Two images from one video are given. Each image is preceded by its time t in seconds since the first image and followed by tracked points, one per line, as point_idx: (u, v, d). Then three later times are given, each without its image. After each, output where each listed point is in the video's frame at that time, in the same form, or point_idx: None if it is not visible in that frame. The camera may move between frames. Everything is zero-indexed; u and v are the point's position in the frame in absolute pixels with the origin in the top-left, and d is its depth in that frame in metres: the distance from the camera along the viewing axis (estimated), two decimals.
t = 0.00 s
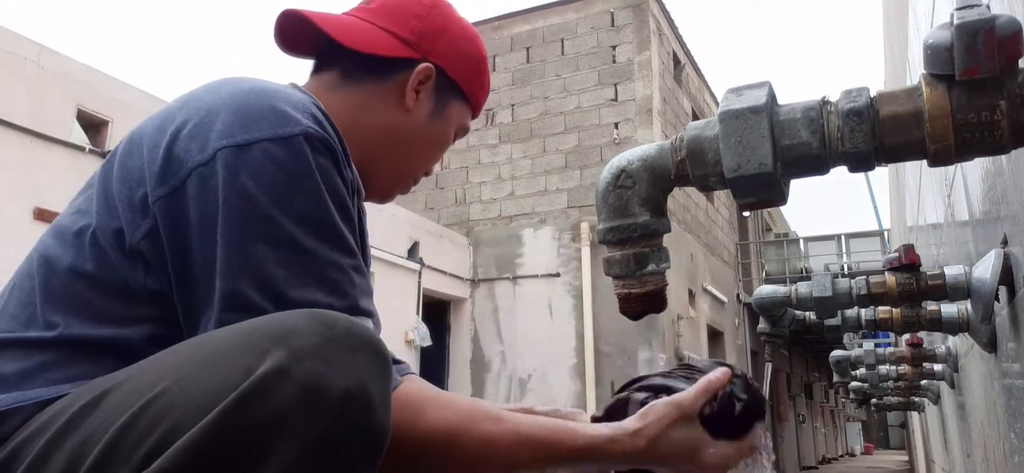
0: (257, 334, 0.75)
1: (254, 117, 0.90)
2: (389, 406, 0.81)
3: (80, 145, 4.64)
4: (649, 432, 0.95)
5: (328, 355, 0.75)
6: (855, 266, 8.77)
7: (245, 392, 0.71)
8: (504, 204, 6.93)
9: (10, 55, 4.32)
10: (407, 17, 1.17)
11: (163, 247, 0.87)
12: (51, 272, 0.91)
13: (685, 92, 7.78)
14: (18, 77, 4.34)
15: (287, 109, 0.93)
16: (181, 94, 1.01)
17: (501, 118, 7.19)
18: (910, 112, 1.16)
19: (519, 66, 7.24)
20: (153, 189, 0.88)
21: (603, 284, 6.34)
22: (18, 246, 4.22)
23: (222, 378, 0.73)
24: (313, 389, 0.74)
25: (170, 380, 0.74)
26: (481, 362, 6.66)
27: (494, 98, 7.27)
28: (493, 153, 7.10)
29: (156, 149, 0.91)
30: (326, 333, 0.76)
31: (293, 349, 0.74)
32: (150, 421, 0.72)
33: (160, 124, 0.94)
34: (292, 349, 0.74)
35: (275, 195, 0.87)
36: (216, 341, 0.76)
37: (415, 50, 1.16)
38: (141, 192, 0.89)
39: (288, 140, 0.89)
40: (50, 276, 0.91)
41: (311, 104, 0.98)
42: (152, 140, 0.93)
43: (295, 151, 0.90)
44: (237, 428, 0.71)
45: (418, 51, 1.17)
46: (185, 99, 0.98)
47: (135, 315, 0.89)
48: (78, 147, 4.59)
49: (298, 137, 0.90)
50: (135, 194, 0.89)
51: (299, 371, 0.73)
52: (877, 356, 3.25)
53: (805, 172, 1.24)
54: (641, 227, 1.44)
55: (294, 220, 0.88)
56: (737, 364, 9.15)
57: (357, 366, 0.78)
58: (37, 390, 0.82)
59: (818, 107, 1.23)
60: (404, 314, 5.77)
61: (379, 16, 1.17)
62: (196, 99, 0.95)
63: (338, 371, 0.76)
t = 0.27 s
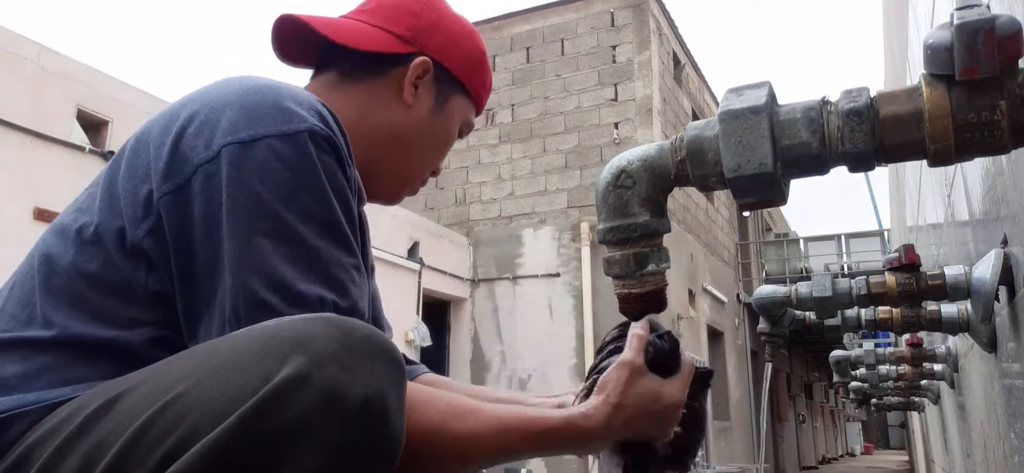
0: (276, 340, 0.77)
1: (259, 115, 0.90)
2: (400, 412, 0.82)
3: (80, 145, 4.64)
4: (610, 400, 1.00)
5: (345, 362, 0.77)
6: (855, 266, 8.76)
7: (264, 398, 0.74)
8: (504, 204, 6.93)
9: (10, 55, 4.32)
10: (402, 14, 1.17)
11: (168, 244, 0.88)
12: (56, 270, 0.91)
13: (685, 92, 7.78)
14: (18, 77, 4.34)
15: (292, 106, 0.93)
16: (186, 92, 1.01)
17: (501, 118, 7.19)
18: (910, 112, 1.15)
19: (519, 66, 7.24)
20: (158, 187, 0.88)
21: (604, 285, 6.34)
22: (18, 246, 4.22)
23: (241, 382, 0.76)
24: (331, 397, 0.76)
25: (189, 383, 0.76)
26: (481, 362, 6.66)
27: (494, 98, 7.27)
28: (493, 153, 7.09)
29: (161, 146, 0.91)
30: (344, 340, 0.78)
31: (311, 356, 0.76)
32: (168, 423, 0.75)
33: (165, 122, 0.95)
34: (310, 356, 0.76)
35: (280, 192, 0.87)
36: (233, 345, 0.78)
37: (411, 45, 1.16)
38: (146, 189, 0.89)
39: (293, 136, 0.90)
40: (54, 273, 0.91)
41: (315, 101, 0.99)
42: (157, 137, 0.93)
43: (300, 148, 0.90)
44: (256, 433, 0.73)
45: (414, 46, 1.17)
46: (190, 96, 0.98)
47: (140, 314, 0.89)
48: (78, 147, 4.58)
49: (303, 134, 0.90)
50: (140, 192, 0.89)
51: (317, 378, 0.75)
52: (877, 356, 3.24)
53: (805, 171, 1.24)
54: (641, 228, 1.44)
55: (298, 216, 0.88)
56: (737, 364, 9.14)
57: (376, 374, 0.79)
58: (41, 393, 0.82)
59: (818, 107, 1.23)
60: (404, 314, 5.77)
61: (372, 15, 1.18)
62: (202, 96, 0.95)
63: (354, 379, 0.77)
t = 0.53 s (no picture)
0: (293, 341, 0.78)
1: (263, 110, 0.90)
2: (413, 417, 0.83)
3: (80, 145, 4.64)
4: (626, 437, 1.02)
5: (361, 365, 0.78)
6: (855, 266, 8.76)
7: (282, 399, 0.74)
8: (504, 204, 6.93)
9: (10, 55, 4.32)
10: (389, 11, 1.20)
11: (171, 239, 0.87)
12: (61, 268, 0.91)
13: (685, 92, 7.78)
14: (18, 77, 4.33)
15: (296, 102, 0.93)
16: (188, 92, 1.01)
17: (501, 118, 7.19)
18: (910, 112, 1.16)
19: (519, 66, 7.24)
20: (160, 181, 0.87)
21: (604, 285, 6.34)
22: (18, 246, 4.22)
23: (257, 383, 0.76)
24: (348, 399, 0.77)
25: (203, 384, 0.77)
26: (481, 362, 6.66)
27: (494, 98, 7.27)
28: (493, 153, 7.10)
29: (163, 143, 0.91)
30: (359, 342, 0.79)
31: (328, 358, 0.77)
32: (184, 423, 0.75)
33: (168, 120, 0.95)
34: (327, 358, 0.77)
35: (284, 184, 0.86)
36: (247, 346, 0.78)
37: (399, 37, 1.18)
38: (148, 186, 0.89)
39: (298, 132, 0.90)
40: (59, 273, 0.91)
41: (319, 98, 0.98)
42: (159, 135, 0.93)
43: (304, 143, 0.90)
44: (273, 434, 0.74)
45: (402, 38, 1.18)
46: (192, 95, 0.98)
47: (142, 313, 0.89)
48: (78, 147, 4.59)
49: (307, 130, 0.91)
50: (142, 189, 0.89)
51: (335, 380, 0.77)
52: (877, 355, 3.25)
53: (805, 172, 1.24)
54: (640, 227, 1.44)
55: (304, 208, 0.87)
56: (737, 364, 9.14)
57: (391, 377, 0.80)
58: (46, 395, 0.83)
59: (818, 107, 1.23)
60: (404, 314, 5.77)
61: (364, 16, 1.22)
62: (204, 94, 0.95)
63: (369, 381, 0.78)
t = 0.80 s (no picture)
0: (282, 341, 0.77)
1: (279, 102, 0.91)
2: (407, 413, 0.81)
3: (80, 145, 4.64)
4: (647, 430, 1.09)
5: (353, 363, 0.77)
6: (855, 266, 8.76)
7: (271, 400, 0.74)
8: (504, 204, 6.93)
9: (10, 55, 4.32)
10: (394, 18, 1.22)
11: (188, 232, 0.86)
12: (64, 268, 0.90)
13: (685, 92, 7.78)
14: (18, 77, 4.33)
15: (311, 93, 0.94)
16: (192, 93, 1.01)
17: (501, 118, 7.19)
18: (910, 112, 1.15)
19: (519, 66, 7.24)
20: (176, 174, 0.87)
21: (603, 285, 6.34)
22: (18, 246, 4.22)
23: (248, 383, 0.76)
24: (338, 398, 0.75)
25: (194, 384, 0.77)
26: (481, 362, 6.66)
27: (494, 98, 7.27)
28: (493, 153, 7.10)
29: (175, 137, 0.91)
30: (350, 339, 0.78)
31: (318, 357, 0.76)
32: (174, 425, 0.75)
33: (179, 115, 0.95)
34: (317, 357, 0.76)
35: (306, 169, 0.87)
36: (239, 346, 0.78)
37: (403, 41, 1.19)
38: (162, 178, 0.88)
39: (315, 119, 0.91)
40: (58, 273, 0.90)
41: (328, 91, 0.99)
42: (170, 130, 0.93)
43: (322, 131, 0.91)
44: (263, 435, 0.73)
45: (406, 43, 1.19)
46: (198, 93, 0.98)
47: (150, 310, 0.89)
48: (78, 147, 4.59)
49: (323, 117, 0.92)
50: (156, 182, 0.88)
51: (324, 379, 0.75)
52: (877, 356, 3.25)
53: (805, 171, 1.24)
54: (641, 228, 1.44)
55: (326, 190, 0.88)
56: (738, 364, 9.14)
57: (384, 374, 0.79)
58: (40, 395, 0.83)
59: (818, 107, 1.23)
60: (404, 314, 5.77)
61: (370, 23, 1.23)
62: (213, 90, 0.96)
63: (361, 380, 0.77)
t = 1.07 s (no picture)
0: (282, 338, 0.78)
1: (294, 83, 0.99)
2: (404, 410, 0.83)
3: (80, 145, 4.66)
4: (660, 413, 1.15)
5: (352, 361, 0.78)
6: (855, 266, 8.76)
7: (273, 395, 0.75)
8: (504, 204, 6.93)
9: (10, 55, 4.32)
10: (399, 29, 1.21)
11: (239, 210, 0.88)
12: (90, 281, 0.90)
13: (685, 92, 7.78)
14: (18, 77, 4.34)
15: (319, 74, 1.03)
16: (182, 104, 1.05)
17: (501, 118, 7.19)
18: (910, 112, 1.15)
19: (519, 66, 7.24)
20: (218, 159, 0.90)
21: (603, 285, 6.34)
22: (18, 246, 4.22)
23: (247, 380, 0.77)
24: (338, 394, 0.77)
25: (193, 382, 0.77)
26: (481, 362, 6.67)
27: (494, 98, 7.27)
28: (493, 153, 7.10)
29: (196, 131, 0.95)
30: (349, 338, 0.79)
31: (317, 354, 0.77)
32: (172, 421, 0.76)
33: (182, 120, 0.98)
34: (316, 354, 0.77)
35: (347, 123, 0.94)
36: (237, 344, 0.79)
37: (405, 54, 1.19)
38: (195, 166, 0.91)
39: (335, 87, 1.00)
40: (85, 289, 0.90)
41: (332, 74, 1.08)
42: (183, 129, 0.96)
43: (347, 93, 1.00)
44: (263, 431, 0.74)
45: (409, 54, 1.19)
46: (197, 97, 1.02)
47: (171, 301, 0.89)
48: (78, 147, 4.59)
49: (341, 86, 1.01)
50: (189, 171, 0.91)
51: (324, 376, 0.77)
52: (877, 355, 3.25)
53: (805, 171, 1.24)
54: (641, 227, 1.44)
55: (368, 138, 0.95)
56: (738, 364, 9.15)
57: (382, 371, 0.80)
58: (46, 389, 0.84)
59: (818, 107, 1.23)
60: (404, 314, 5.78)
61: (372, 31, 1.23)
62: (216, 91, 1.01)
63: (359, 376, 0.78)
